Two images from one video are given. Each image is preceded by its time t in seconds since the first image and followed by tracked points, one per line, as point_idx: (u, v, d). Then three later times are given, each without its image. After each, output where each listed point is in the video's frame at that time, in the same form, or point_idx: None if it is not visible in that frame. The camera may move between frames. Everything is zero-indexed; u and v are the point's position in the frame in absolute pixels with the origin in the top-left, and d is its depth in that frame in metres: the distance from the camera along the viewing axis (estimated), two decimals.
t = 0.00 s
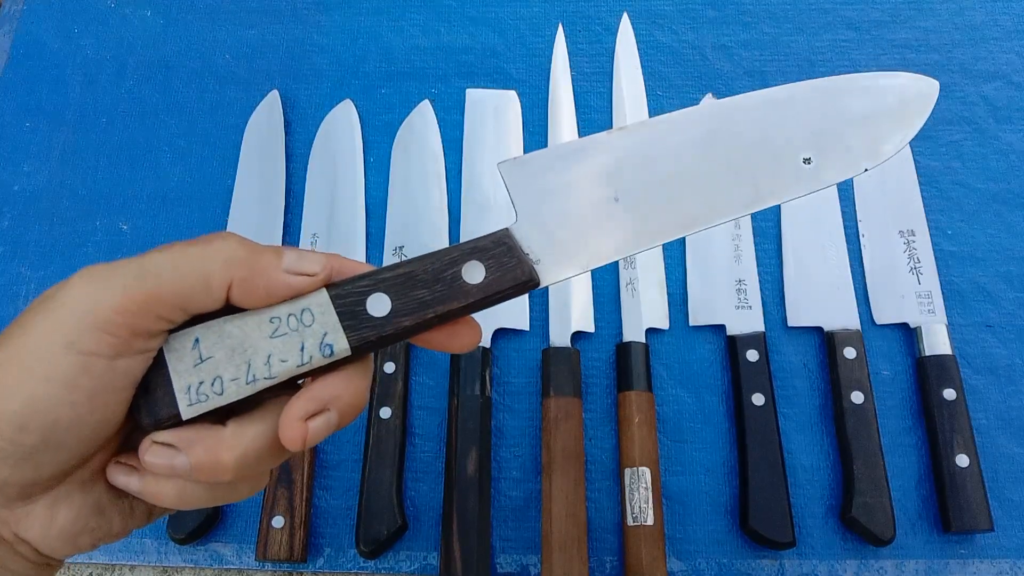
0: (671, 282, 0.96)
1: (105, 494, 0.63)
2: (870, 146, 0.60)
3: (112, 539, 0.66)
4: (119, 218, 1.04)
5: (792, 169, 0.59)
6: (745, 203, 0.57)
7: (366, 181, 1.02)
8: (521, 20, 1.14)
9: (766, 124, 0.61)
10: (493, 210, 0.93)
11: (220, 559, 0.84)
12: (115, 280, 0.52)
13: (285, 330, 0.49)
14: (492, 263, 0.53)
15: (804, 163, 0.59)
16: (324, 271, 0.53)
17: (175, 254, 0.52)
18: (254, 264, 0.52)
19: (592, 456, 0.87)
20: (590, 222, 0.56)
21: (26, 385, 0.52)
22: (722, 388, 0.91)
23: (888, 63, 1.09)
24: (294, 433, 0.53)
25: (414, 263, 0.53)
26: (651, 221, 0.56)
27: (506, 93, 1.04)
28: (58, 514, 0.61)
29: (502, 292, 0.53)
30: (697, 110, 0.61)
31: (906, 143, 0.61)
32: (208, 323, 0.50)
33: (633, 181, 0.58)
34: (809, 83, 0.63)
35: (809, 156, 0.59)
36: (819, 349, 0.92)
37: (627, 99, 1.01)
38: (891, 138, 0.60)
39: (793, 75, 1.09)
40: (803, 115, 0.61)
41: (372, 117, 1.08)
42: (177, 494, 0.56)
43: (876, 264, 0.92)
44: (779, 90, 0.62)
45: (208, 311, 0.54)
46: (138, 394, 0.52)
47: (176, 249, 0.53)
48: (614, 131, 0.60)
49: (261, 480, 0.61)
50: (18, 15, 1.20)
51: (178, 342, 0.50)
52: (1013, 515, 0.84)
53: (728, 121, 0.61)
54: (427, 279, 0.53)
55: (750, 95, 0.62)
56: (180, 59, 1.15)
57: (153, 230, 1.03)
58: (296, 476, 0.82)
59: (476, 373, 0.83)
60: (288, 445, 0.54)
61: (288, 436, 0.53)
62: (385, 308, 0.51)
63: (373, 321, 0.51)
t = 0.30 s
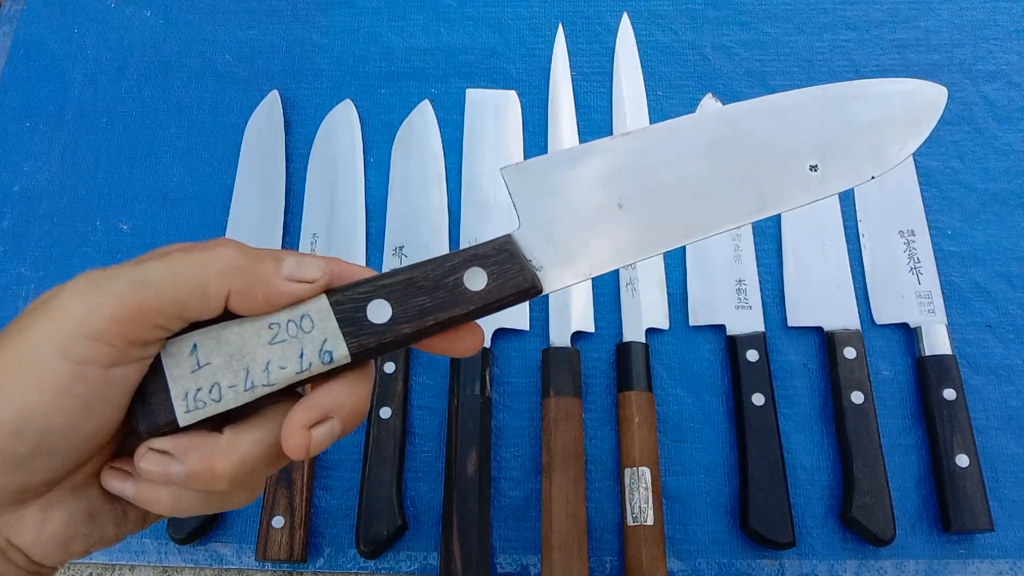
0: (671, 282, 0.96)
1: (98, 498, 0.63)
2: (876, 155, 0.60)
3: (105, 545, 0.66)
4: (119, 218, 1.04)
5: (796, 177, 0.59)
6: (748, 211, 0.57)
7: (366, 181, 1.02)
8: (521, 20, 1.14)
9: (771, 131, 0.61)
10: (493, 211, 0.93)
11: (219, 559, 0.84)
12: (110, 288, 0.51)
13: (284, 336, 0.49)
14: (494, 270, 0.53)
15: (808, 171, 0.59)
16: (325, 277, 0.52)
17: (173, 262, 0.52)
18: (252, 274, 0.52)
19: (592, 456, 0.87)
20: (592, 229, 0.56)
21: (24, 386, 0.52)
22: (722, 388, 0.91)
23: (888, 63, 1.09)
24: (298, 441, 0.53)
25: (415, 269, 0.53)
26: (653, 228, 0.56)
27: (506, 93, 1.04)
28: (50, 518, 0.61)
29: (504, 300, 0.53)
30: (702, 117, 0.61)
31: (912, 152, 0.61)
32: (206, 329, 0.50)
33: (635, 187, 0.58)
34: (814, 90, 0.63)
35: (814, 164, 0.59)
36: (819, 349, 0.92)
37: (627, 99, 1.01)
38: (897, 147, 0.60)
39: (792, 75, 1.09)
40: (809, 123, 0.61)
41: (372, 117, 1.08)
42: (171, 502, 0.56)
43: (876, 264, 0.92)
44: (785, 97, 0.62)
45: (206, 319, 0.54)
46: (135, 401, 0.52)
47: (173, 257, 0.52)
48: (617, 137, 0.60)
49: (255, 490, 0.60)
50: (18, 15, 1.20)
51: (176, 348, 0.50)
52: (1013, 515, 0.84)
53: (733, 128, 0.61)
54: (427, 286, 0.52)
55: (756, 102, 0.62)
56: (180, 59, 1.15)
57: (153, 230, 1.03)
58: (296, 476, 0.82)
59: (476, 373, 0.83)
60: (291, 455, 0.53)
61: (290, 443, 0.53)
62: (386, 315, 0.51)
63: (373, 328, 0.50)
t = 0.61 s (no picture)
0: (671, 282, 0.96)
1: (92, 495, 0.64)
2: (871, 136, 0.60)
3: (101, 543, 0.67)
4: (119, 218, 1.04)
5: (793, 159, 0.59)
6: (747, 194, 0.57)
7: (366, 181, 1.02)
8: (521, 20, 1.14)
9: (767, 115, 0.61)
10: (492, 210, 0.93)
11: (219, 559, 0.84)
12: (102, 282, 0.51)
13: (279, 326, 0.49)
14: (490, 256, 0.53)
15: (805, 153, 0.59)
16: (319, 267, 0.53)
17: (164, 254, 0.52)
18: (244, 265, 0.52)
19: (592, 456, 0.87)
20: (590, 215, 0.56)
21: (22, 384, 0.52)
22: (722, 388, 0.91)
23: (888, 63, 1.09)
24: (296, 434, 0.53)
25: (410, 257, 0.53)
26: (651, 213, 0.56)
27: (506, 93, 1.04)
28: (43, 516, 0.61)
29: (501, 286, 0.53)
30: (697, 101, 0.61)
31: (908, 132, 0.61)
32: (200, 321, 0.50)
33: (633, 173, 0.58)
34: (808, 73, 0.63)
35: (809, 146, 0.59)
36: (819, 349, 0.92)
37: (627, 99, 1.01)
38: (892, 128, 0.60)
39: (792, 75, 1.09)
40: (804, 106, 0.61)
41: (372, 117, 1.08)
42: (165, 498, 0.56)
43: (877, 264, 0.92)
44: (778, 81, 0.62)
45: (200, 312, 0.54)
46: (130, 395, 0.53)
47: (165, 249, 0.52)
48: (613, 123, 0.60)
49: (252, 484, 0.60)
50: (18, 15, 1.20)
51: (171, 341, 0.50)
52: (1013, 515, 0.84)
53: (728, 113, 0.61)
54: (423, 273, 0.52)
55: (750, 85, 0.62)
56: (180, 59, 1.15)
57: (153, 230, 1.03)
58: (296, 476, 0.82)
59: (476, 373, 0.83)
60: (289, 447, 0.53)
61: (289, 436, 0.53)
62: (382, 303, 0.51)
63: (369, 317, 0.51)
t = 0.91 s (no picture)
0: (671, 282, 0.96)
1: (88, 498, 0.64)
2: (871, 143, 0.60)
3: (97, 544, 0.66)
4: (119, 218, 1.04)
5: (793, 166, 0.59)
6: (746, 200, 0.57)
7: (366, 181, 1.02)
8: (521, 20, 1.14)
9: (767, 120, 0.61)
10: (492, 210, 0.93)
11: (220, 559, 0.84)
12: (98, 285, 0.51)
13: (277, 328, 0.49)
14: (490, 260, 0.53)
15: (805, 159, 0.59)
16: (317, 268, 0.52)
17: (161, 258, 0.51)
18: (242, 268, 0.51)
19: (592, 456, 0.87)
20: (589, 219, 0.56)
21: (21, 383, 0.52)
22: (722, 388, 0.91)
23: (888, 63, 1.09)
24: (295, 437, 0.53)
25: (410, 260, 0.53)
26: (651, 217, 0.56)
27: (506, 93, 1.04)
28: (40, 518, 0.61)
29: (500, 289, 0.53)
30: (698, 106, 0.61)
31: (908, 139, 0.61)
32: (197, 322, 0.50)
33: (633, 177, 0.58)
34: (808, 79, 0.63)
35: (810, 153, 0.59)
36: (820, 349, 0.92)
37: (627, 99, 1.01)
38: (893, 134, 0.61)
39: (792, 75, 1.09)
40: (805, 111, 0.61)
41: (372, 117, 1.08)
42: (161, 500, 0.56)
43: (877, 264, 0.92)
44: (779, 86, 0.62)
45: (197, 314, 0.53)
46: (126, 397, 0.52)
47: (162, 251, 0.52)
48: (613, 127, 0.60)
49: (248, 487, 0.61)
50: (18, 15, 1.20)
51: (168, 342, 0.50)
52: (1013, 515, 0.84)
53: (729, 118, 0.61)
54: (423, 276, 0.53)
55: (751, 91, 0.62)
56: (180, 59, 1.15)
57: (153, 230, 1.03)
58: (296, 476, 0.82)
59: (476, 373, 0.83)
60: (290, 449, 0.53)
61: (288, 439, 0.53)
62: (380, 306, 0.51)
63: (367, 320, 0.51)
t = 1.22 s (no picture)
0: (671, 282, 0.96)
1: (85, 496, 0.64)
2: (871, 138, 0.60)
3: (94, 543, 0.66)
4: (119, 217, 1.04)
5: (793, 160, 0.59)
6: (746, 194, 0.57)
7: (366, 181, 1.02)
8: (521, 20, 1.14)
9: (767, 115, 0.61)
10: (492, 210, 0.93)
11: (220, 559, 0.84)
12: (94, 282, 0.51)
13: (276, 325, 0.49)
14: (490, 255, 0.53)
15: (804, 153, 0.59)
16: (315, 263, 0.52)
17: (158, 255, 0.51)
18: (240, 265, 0.51)
19: (592, 456, 0.87)
20: (589, 214, 0.56)
21: (20, 383, 0.52)
22: (722, 388, 0.91)
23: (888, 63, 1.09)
24: (296, 433, 0.53)
25: (409, 256, 0.53)
26: (652, 212, 0.56)
27: (506, 93, 1.04)
28: (35, 517, 0.61)
29: (500, 285, 0.53)
30: (697, 101, 0.61)
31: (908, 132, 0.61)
32: (196, 319, 0.50)
33: (632, 172, 0.58)
34: (807, 74, 0.63)
35: (809, 147, 0.59)
36: (820, 349, 0.92)
37: (627, 99, 1.01)
38: (892, 128, 0.61)
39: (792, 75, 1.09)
40: (804, 106, 0.61)
41: (373, 117, 1.08)
42: (160, 499, 0.55)
43: (877, 264, 0.92)
44: (777, 81, 0.63)
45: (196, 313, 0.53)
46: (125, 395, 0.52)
47: (159, 248, 0.52)
48: (613, 122, 0.60)
49: (246, 487, 0.61)
50: (18, 16, 1.20)
51: (167, 340, 0.50)
52: (1013, 516, 0.84)
53: (728, 113, 0.61)
54: (422, 271, 0.53)
55: (749, 86, 0.62)
56: (180, 59, 1.15)
57: (153, 230, 1.03)
58: (296, 476, 0.82)
59: (476, 373, 0.83)
60: (289, 446, 0.53)
61: (289, 436, 0.52)
62: (380, 302, 0.51)
63: (367, 316, 0.51)
